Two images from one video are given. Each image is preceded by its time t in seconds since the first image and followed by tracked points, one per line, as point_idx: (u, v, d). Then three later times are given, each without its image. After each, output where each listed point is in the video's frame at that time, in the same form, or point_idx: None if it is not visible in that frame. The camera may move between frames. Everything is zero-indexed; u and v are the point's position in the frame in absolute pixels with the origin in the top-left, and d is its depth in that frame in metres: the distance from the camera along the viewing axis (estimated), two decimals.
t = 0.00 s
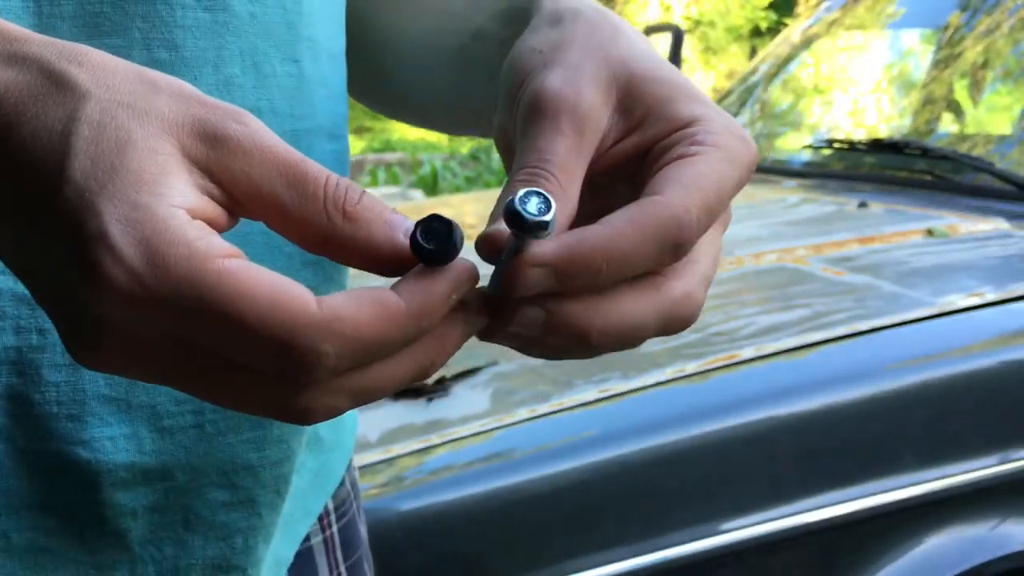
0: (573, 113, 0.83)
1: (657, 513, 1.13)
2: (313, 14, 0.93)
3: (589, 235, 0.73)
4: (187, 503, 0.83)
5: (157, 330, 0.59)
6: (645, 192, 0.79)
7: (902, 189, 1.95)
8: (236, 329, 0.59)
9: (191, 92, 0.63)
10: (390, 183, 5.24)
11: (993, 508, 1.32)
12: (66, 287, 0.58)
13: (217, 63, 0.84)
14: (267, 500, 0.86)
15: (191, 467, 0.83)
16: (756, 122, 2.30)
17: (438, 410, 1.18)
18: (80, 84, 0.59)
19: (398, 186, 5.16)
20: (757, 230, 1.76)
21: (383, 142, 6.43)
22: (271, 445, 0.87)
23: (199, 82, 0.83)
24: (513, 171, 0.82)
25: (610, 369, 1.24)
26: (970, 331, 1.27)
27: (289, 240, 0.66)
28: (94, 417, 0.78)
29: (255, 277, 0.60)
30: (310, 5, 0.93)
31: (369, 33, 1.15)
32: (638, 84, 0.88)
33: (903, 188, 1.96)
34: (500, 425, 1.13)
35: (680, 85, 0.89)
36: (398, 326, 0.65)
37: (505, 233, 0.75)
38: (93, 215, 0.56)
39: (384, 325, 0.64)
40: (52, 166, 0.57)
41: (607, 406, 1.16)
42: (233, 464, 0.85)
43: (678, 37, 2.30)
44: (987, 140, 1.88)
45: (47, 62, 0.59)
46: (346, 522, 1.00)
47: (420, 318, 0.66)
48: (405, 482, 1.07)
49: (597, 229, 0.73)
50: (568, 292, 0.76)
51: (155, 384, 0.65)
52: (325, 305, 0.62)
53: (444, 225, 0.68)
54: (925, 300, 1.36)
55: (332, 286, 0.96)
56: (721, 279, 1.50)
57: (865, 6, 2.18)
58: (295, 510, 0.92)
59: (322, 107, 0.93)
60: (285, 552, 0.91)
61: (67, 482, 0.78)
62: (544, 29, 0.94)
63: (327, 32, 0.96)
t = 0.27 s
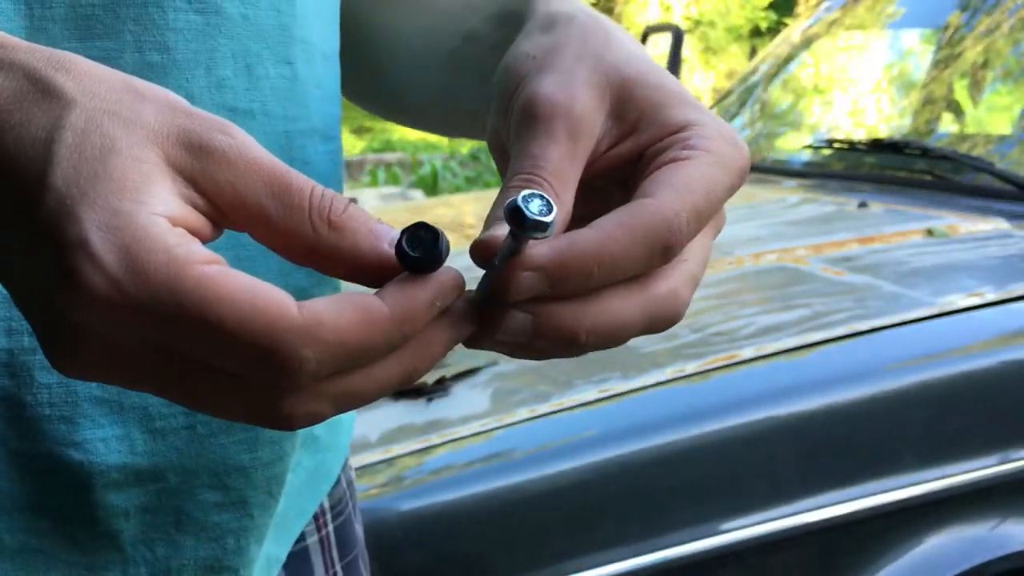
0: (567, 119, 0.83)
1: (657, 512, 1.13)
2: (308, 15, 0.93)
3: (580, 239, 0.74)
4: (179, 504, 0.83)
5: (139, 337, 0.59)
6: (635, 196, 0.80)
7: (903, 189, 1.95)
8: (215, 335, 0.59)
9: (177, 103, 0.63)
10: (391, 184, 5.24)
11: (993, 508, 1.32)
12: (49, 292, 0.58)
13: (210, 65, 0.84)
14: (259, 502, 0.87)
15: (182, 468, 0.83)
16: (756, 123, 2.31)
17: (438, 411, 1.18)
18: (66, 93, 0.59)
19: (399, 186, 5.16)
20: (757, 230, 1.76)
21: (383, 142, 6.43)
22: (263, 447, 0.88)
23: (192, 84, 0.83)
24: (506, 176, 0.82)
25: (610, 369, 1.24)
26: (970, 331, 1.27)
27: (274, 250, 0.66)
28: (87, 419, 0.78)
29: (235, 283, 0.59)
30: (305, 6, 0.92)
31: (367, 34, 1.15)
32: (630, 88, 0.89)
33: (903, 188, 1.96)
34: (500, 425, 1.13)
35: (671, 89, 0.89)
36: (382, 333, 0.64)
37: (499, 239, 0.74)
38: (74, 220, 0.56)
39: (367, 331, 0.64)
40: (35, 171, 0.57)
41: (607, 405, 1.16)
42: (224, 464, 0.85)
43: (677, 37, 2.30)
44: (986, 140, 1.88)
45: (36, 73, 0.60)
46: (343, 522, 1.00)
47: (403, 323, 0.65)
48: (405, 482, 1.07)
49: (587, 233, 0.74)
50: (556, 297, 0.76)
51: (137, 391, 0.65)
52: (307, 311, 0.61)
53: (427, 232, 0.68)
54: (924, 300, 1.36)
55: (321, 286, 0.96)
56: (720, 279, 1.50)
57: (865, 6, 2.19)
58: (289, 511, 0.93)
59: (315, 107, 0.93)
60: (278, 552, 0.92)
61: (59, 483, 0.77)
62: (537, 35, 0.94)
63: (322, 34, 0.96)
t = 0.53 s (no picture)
0: (557, 121, 0.83)
1: (657, 512, 1.13)
2: (302, 16, 0.93)
3: (567, 238, 0.73)
4: (170, 506, 0.83)
5: (123, 330, 0.59)
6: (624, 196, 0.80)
7: (903, 190, 1.95)
8: (200, 327, 0.59)
9: (168, 99, 0.64)
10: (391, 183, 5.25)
11: (993, 508, 1.32)
12: (33, 284, 0.57)
13: (202, 66, 0.83)
14: (250, 503, 0.87)
15: (174, 468, 0.83)
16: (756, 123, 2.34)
17: (438, 410, 1.18)
18: (56, 86, 0.59)
19: (399, 186, 5.17)
20: (756, 230, 1.76)
21: (384, 142, 6.43)
22: (255, 448, 0.87)
23: (184, 85, 0.82)
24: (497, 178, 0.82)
25: (610, 369, 1.24)
26: (970, 331, 1.27)
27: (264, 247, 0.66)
28: (77, 420, 0.77)
29: (222, 275, 0.59)
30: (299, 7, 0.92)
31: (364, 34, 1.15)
32: (621, 90, 0.89)
33: (903, 188, 1.96)
34: (500, 425, 1.13)
35: (661, 93, 0.90)
36: (369, 327, 0.64)
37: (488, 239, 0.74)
38: (60, 210, 0.56)
39: (354, 326, 0.63)
40: (22, 162, 0.57)
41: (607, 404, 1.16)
42: (216, 465, 0.86)
43: (677, 38, 2.30)
44: (986, 140, 1.88)
45: (25, 64, 0.60)
46: (337, 523, 1.00)
47: (392, 319, 0.65)
48: (405, 482, 1.07)
49: (574, 232, 0.73)
50: (543, 298, 0.75)
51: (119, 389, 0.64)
52: (293, 304, 0.61)
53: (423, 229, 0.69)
54: (924, 300, 1.36)
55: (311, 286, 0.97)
56: (720, 279, 1.50)
57: (865, 6, 2.19)
58: (283, 511, 0.94)
59: (308, 108, 0.94)
60: (271, 553, 0.92)
61: (50, 485, 0.77)
62: (530, 36, 0.93)
63: (315, 34, 0.96)
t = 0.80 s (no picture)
0: (541, 123, 0.83)
1: (657, 512, 1.13)
2: (295, 17, 0.93)
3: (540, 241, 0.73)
4: (162, 507, 0.83)
5: (102, 317, 0.56)
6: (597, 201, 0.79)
7: (903, 190, 1.95)
8: (182, 310, 0.55)
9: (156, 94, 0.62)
10: (392, 183, 5.26)
11: (993, 508, 1.32)
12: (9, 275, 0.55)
13: (195, 67, 0.83)
14: (243, 506, 0.87)
15: (166, 469, 0.83)
16: (756, 123, 2.35)
17: (438, 410, 1.18)
18: (42, 77, 0.58)
19: (400, 186, 5.17)
20: (756, 230, 1.76)
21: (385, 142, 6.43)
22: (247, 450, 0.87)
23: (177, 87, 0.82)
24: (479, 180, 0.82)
25: (611, 369, 1.24)
26: (970, 331, 1.27)
27: (251, 237, 0.64)
28: (70, 422, 0.77)
29: (203, 254, 0.56)
30: (293, 9, 0.92)
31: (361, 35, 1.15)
32: (603, 97, 0.89)
33: (903, 188, 1.96)
34: (500, 425, 1.13)
35: (641, 102, 0.90)
36: (357, 311, 0.62)
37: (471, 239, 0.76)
38: (42, 192, 0.54)
39: (341, 308, 0.61)
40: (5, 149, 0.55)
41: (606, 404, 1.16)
42: (208, 467, 0.86)
43: (677, 38, 2.30)
44: (986, 140, 1.88)
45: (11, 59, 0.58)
46: (333, 524, 1.01)
47: (376, 301, 0.63)
48: (405, 482, 1.07)
49: (551, 236, 0.73)
50: (513, 301, 0.75)
51: (97, 387, 0.61)
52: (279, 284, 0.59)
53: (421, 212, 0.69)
54: (924, 300, 1.36)
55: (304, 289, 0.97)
56: (719, 279, 1.50)
57: (865, 6, 2.19)
58: (276, 513, 0.93)
59: (301, 110, 0.94)
60: (264, 554, 0.92)
61: (42, 487, 0.77)
62: (515, 40, 0.93)
63: (308, 37, 0.96)
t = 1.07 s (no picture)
0: (541, 128, 0.83)
1: (657, 512, 1.13)
2: (294, 20, 0.93)
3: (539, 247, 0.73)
4: (163, 506, 0.83)
5: (104, 318, 0.56)
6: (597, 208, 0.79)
7: (902, 190, 1.95)
8: (182, 310, 0.55)
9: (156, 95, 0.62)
10: (392, 183, 5.26)
11: (993, 508, 1.32)
12: (10, 274, 0.55)
13: (195, 69, 0.83)
14: (243, 505, 0.87)
15: (167, 469, 0.83)
16: (756, 123, 2.35)
17: (438, 410, 1.18)
18: (43, 78, 0.58)
19: (400, 186, 5.17)
20: (755, 230, 1.76)
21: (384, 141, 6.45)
22: (248, 450, 0.87)
23: (177, 88, 0.82)
24: (479, 183, 0.82)
25: (610, 369, 1.24)
26: (970, 331, 1.27)
27: (251, 237, 0.64)
28: (71, 422, 0.77)
29: (203, 253, 0.56)
30: (293, 11, 0.92)
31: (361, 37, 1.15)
32: (601, 103, 0.89)
33: (903, 189, 1.97)
34: (500, 425, 1.13)
35: (639, 109, 0.90)
36: (357, 309, 0.62)
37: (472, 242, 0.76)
38: (43, 192, 0.54)
39: (341, 306, 0.61)
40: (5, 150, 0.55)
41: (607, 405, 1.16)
42: (209, 466, 0.85)
43: (677, 39, 2.30)
44: (986, 140, 1.88)
45: (12, 60, 0.58)
46: (333, 524, 1.01)
47: (375, 300, 0.63)
48: (405, 482, 1.08)
49: (550, 242, 0.73)
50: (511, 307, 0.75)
51: (99, 386, 0.61)
52: (280, 283, 0.58)
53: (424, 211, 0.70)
54: (924, 300, 1.36)
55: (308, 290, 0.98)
56: (719, 279, 1.50)
57: (865, 6, 2.20)
58: (276, 513, 0.93)
59: (301, 111, 0.94)
60: (264, 554, 0.92)
61: (44, 486, 0.77)
62: (514, 46, 0.93)
63: (307, 38, 0.96)
